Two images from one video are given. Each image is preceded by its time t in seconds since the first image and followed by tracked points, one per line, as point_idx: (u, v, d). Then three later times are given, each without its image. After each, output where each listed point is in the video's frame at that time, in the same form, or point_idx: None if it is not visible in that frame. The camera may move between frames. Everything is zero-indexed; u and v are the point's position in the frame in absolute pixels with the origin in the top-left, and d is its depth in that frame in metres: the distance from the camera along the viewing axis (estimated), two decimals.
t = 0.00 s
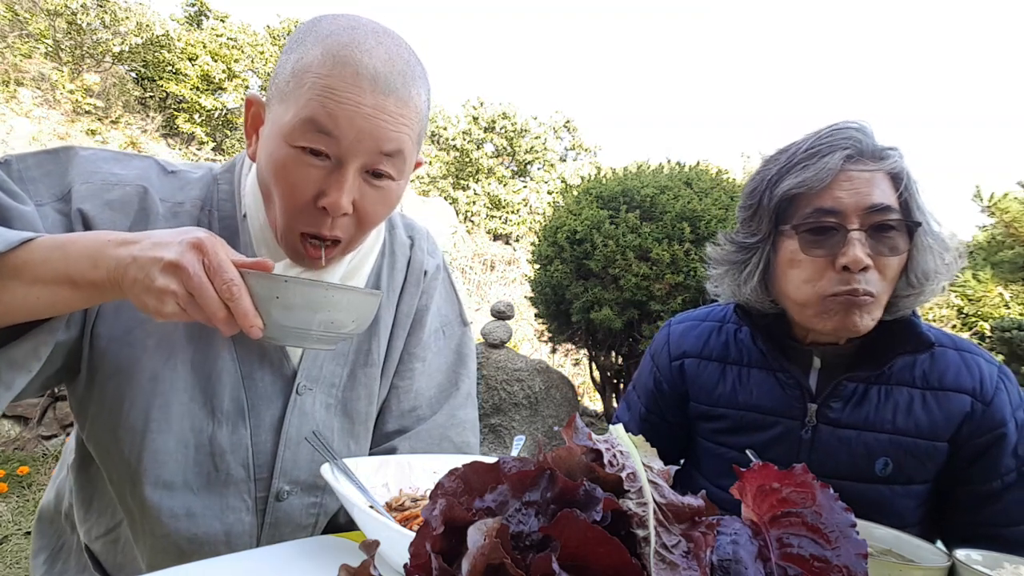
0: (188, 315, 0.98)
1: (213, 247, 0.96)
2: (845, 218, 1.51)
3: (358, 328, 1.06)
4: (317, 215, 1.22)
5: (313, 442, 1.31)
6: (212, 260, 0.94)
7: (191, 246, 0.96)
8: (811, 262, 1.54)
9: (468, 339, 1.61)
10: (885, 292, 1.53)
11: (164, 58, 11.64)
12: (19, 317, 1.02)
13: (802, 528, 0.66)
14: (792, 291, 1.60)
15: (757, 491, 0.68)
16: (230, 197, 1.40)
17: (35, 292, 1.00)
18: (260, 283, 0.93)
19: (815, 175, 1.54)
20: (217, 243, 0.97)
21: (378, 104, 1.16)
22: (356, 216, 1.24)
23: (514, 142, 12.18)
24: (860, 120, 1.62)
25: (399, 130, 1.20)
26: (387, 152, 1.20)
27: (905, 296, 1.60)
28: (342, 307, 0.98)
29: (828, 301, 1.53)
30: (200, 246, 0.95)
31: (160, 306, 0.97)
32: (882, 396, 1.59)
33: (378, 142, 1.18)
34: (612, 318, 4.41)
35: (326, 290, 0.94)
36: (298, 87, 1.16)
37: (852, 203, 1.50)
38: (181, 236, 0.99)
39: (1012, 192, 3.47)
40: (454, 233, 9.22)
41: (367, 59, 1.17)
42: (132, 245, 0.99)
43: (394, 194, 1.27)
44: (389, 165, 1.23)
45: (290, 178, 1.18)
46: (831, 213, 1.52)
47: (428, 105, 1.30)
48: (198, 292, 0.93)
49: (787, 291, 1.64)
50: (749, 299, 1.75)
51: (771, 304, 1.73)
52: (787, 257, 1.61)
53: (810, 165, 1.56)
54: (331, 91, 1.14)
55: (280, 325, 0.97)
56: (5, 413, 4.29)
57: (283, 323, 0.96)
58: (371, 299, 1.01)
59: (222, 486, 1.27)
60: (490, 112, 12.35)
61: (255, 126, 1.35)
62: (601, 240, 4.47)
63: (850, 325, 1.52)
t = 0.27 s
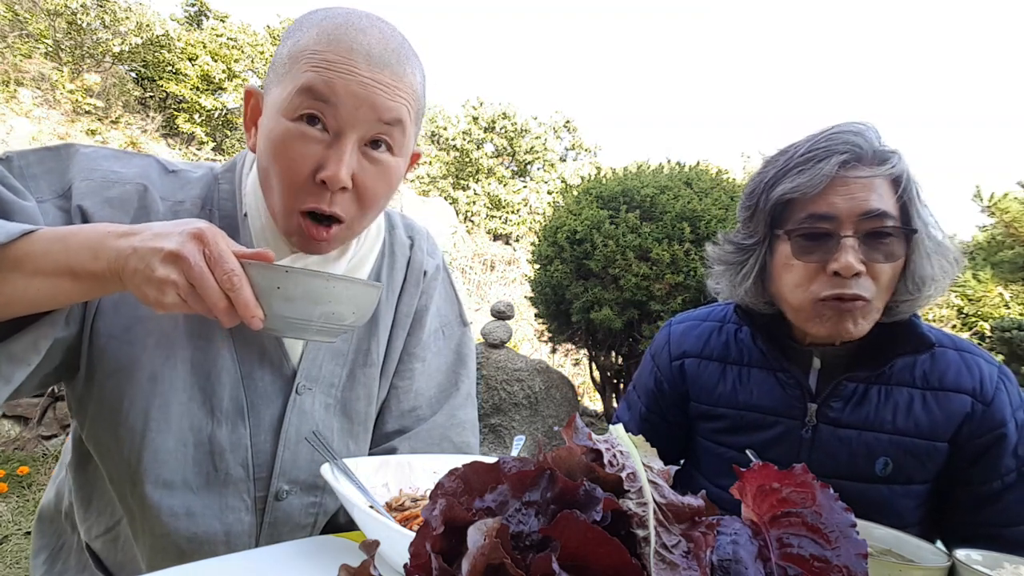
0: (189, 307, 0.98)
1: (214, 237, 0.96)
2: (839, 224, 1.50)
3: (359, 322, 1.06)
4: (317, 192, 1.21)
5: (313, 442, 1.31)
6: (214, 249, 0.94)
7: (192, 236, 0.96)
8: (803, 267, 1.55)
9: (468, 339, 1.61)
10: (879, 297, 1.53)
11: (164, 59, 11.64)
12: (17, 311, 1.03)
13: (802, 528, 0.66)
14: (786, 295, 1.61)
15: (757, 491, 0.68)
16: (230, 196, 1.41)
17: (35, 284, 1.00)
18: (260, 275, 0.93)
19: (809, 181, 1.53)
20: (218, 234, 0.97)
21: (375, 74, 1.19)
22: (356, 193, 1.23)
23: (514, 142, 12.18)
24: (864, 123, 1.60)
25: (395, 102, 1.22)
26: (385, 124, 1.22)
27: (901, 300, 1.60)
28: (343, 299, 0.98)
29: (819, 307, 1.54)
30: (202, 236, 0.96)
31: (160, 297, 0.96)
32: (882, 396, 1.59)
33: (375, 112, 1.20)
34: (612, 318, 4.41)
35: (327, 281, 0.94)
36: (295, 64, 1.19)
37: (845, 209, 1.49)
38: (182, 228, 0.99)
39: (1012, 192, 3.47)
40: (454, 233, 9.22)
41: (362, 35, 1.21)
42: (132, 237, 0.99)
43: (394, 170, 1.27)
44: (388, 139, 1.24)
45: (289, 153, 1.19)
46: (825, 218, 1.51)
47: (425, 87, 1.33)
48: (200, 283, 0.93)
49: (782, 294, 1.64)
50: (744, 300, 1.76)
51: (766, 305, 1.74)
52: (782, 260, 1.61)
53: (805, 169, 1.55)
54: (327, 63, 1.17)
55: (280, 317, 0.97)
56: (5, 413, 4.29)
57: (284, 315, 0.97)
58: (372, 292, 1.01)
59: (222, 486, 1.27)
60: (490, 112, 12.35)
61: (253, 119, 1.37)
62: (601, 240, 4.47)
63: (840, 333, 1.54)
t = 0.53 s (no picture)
0: (184, 310, 0.98)
1: (210, 241, 0.96)
2: (845, 232, 1.50)
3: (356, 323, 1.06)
4: (316, 172, 1.20)
5: (313, 442, 1.31)
6: (210, 252, 0.94)
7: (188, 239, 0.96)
8: (806, 274, 1.55)
9: (467, 339, 1.61)
10: (882, 307, 1.53)
11: (164, 59, 11.62)
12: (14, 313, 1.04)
13: (802, 528, 0.66)
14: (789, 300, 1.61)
15: (757, 491, 0.68)
16: (231, 196, 1.40)
17: (29, 286, 1.00)
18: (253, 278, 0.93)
19: (816, 188, 1.53)
20: (213, 237, 0.97)
21: (371, 52, 1.20)
22: (355, 173, 1.22)
23: (514, 142, 12.18)
24: (877, 128, 1.59)
25: (392, 82, 1.23)
26: (382, 102, 1.23)
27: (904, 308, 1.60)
28: (340, 301, 0.98)
29: (820, 314, 1.54)
30: (197, 240, 0.96)
31: (154, 301, 0.96)
32: (884, 397, 1.59)
33: (372, 90, 1.21)
34: (612, 318, 4.41)
35: (323, 283, 0.94)
36: (292, 48, 1.21)
37: (852, 217, 1.49)
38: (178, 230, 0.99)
39: (1012, 192, 3.48)
40: (454, 233, 9.22)
41: (358, 18, 1.23)
42: (127, 239, 0.99)
43: (392, 151, 1.27)
44: (385, 118, 1.25)
45: (287, 133, 1.19)
46: (831, 226, 1.51)
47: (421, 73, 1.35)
48: (194, 287, 0.93)
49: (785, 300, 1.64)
50: (746, 302, 1.76)
51: (768, 308, 1.74)
52: (786, 265, 1.61)
53: (813, 175, 1.55)
54: (323, 44, 1.19)
55: (277, 321, 0.96)
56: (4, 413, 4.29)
57: (281, 318, 0.96)
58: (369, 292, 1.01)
59: (222, 486, 1.27)
60: (490, 112, 12.35)
61: (252, 115, 1.38)
62: (601, 240, 4.47)
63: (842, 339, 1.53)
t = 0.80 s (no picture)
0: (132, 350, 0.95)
1: (155, 279, 0.90)
2: (864, 224, 1.49)
3: (332, 364, 0.97)
4: (320, 190, 1.21)
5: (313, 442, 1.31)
6: (150, 290, 0.89)
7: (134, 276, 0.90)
8: (826, 266, 1.53)
9: (466, 340, 1.61)
10: (899, 302, 1.52)
11: (164, 59, 11.56)
12: None
13: (802, 528, 0.66)
14: (806, 294, 1.60)
15: (757, 491, 0.68)
16: (232, 197, 1.40)
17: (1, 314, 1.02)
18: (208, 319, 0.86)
19: (836, 180, 1.53)
20: (158, 272, 0.91)
21: (378, 76, 1.19)
22: (359, 193, 1.24)
23: (514, 142, 12.18)
24: (892, 125, 1.60)
25: (399, 103, 1.22)
26: (388, 125, 1.22)
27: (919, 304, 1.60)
28: (308, 345, 0.89)
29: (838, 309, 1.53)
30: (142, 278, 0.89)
31: (101, 340, 0.94)
32: (892, 399, 1.59)
33: (378, 111, 1.20)
34: (612, 318, 4.42)
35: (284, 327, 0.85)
36: (300, 62, 1.20)
37: (872, 209, 1.49)
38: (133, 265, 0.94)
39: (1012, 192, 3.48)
40: (454, 233, 9.22)
41: (367, 37, 1.21)
42: (85, 272, 0.96)
43: (397, 171, 1.28)
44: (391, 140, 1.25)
45: (293, 152, 1.20)
46: (851, 217, 1.51)
47: (429, 88, 1.33)
48: (134, 328, 0.90)
49: (801, 295, 1.63)
50: (764, 298, 1.75)
51: (785, 304, 1.73)
52: (803, 259, 1.60)
53: (833, 167, 1.55)
54: (331, 61, 1.18)
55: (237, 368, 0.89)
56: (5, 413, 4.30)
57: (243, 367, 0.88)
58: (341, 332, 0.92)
59: (225, 485, 1.27)
60: (490, 112, 12.35)
61: (262, 117, 1.38)
62: (601, 240, 4.47)
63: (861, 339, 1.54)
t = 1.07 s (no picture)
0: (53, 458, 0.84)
1: (71, 388, 0.77)
2: (863, 208, 1.51)
3: (279, 503, 0.81)
4: (326, 191, 1.24)
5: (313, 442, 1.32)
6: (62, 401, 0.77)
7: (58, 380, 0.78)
8: (826, 250, 1.53)
9: (466, 341, 1.61)
10: (903, 285, 1.52)
11: (164, 59, 11.37)
12: None
13: (802, 528, 0.66)
14: (806, 280, 1.59)
15: (757, 491, 0.68)
16: (242, 201, 1.38)
17: None
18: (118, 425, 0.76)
19: (835, 165, 1.55)
20: (78, 379, 0.78)
21: (388, 83, 1.20)
22: (364, 195, 1.26)
23: (514, 142, 12.18)
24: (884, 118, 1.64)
25: (408, 111, 1.23)
26: (396, 132, 1.23)
27: (921, 288, 1.60)
28: (233, 481, 0.75)
29: (839, 292, 1.52)
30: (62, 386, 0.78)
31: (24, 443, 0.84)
32: (896, 398, 1.59)
33: (386, 118, 1.21)
34: (612, 318, 4.42)
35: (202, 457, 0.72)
36: (313, 66, 1.21)
37: (870, 194, 1.50)
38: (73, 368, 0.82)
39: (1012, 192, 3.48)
40: (454, 233, 9.23)
41: (380, 44, 1.22)
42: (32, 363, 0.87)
43: (403, 176, 1.29)
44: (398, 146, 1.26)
45: (301, 153, 1.22)
46: (850, 202, 1.52)
47: (441, 96, 1.34)
48: (42, 435, 0.79)
49: (802, 284, 1.62)
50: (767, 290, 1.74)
51: (786, 296, 1.73)
52: (803, 247, 1.60)
53: (830, 155, 1.57)
54: (342, 67, 1.19)
55: (146, 496, 0.77)
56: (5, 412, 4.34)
57: (153, 495, 0.76)
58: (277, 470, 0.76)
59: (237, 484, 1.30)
60: (490, 112, 12.35)
61: (276, 116, 1.40)
62: (601, 240, 4.47)
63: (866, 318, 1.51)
